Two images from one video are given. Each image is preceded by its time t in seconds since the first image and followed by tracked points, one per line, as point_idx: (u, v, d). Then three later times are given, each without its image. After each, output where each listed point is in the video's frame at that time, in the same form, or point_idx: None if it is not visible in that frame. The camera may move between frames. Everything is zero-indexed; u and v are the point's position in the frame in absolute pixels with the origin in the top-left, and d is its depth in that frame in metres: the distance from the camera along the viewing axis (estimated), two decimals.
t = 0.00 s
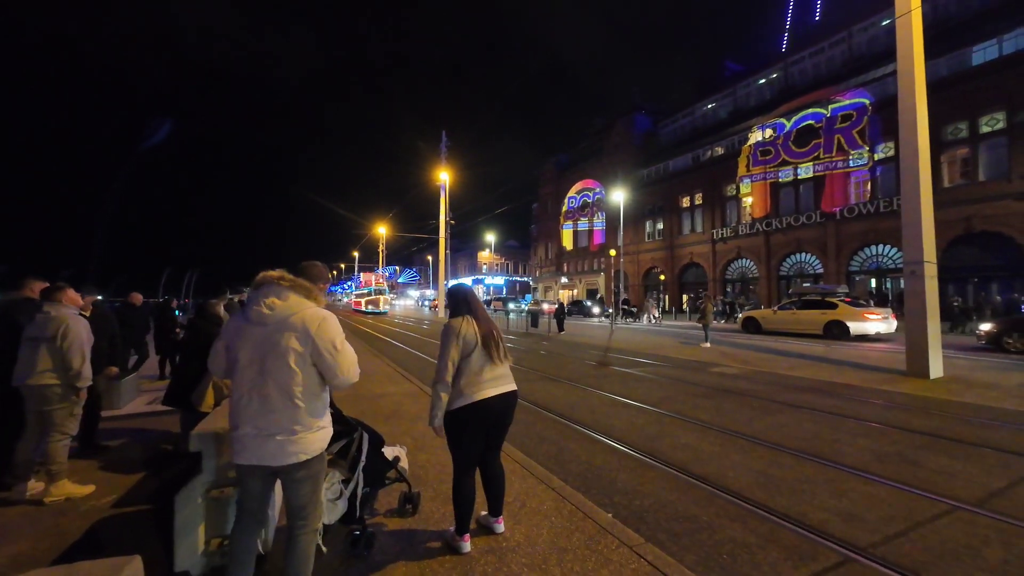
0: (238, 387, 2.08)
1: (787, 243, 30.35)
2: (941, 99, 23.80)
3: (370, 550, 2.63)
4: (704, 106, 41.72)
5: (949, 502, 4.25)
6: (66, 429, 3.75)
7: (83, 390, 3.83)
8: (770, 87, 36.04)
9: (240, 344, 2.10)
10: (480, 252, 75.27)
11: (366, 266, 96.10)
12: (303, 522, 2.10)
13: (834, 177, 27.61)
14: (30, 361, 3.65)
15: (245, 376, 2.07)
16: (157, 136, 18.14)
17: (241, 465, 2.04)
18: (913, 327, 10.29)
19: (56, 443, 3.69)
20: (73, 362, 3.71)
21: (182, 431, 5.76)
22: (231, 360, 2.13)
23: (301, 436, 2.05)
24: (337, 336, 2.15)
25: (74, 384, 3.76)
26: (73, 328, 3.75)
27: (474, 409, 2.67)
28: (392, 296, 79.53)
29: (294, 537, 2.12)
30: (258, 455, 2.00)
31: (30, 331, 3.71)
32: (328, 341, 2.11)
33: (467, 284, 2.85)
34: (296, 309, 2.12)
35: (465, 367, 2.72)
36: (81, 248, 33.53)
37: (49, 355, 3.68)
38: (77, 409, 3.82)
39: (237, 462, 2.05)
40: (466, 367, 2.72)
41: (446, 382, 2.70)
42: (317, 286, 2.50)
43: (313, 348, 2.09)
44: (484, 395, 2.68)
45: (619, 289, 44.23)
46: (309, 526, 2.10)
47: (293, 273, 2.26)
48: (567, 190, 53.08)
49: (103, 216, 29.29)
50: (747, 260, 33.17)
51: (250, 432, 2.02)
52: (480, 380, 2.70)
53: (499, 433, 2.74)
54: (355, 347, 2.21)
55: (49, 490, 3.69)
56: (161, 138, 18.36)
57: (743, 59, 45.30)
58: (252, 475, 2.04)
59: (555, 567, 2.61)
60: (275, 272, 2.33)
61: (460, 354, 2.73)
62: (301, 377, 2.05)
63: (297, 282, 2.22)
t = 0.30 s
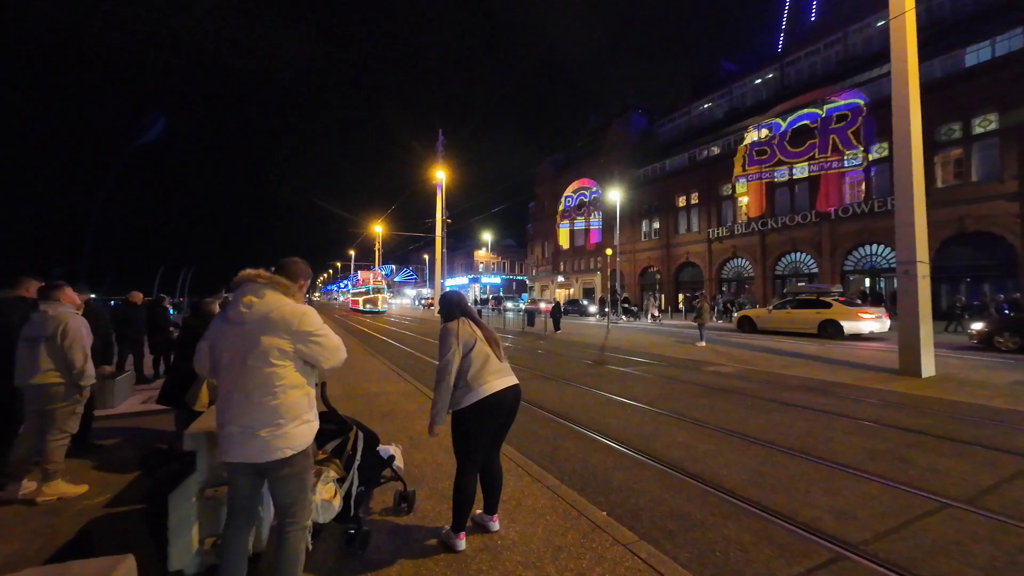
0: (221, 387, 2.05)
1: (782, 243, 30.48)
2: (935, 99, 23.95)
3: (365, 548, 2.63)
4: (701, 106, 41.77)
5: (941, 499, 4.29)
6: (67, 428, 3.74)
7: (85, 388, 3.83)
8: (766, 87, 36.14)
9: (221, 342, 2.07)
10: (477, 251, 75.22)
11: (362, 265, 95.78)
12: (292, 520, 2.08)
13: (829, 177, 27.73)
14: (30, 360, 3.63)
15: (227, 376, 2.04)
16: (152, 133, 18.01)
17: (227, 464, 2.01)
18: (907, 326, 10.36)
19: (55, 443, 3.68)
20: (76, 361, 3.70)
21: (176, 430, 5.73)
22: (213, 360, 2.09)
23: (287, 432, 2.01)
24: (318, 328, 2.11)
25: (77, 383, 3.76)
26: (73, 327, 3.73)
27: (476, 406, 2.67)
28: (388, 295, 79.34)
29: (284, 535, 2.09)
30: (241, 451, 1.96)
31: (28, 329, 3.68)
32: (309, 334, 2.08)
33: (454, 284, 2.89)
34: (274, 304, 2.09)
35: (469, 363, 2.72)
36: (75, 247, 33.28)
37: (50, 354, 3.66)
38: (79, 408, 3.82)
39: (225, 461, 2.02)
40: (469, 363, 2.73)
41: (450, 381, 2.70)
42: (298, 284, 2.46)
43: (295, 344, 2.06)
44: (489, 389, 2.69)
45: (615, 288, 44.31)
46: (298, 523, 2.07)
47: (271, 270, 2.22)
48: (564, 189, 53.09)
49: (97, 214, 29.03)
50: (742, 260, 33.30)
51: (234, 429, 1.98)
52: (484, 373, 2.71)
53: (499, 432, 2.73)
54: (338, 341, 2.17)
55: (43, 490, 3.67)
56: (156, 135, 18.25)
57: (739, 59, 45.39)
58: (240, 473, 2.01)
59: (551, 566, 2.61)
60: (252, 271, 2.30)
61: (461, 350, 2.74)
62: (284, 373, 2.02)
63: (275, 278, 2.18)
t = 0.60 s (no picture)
0: (191, 388, 2.01)
1: (774, 242, 30.73)
2: (924, 101, 24.23)
3: (349, 547, 2.61)
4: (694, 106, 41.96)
5: (920, 496, 4.35)
6: (48, 427, 3.71)
7: (68, 387, 3.79)
8: (759, 87, 36.36)
9: (188, 344, 2.02)
10: (471, 249, 75.15)
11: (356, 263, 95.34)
12: (266, 520, 2.03)
13: (820, 177, 27.98)
14: (10, 359, 3.57)
15: (197, 377, 2.00)
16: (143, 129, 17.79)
17: (200, 465, 1.98)
18: (892, 325, 10.50)
19: (36, 442, 3.64)
20: (57, 360, 3.66)
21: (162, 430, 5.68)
22: (183, 361, 2.05)
23: (257, 431, 1.97)
24: (287, 326, 2.06)
25: (59, 382, 3.73)
26: (53, 326, 3.67)
27: (464, 407, 2.66)
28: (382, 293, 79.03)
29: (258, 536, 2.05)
30: (213, 452, 1.93)
31: (7, 328, 3.62)
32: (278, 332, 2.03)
33: (436, 284, 2.86)
34: (242, 304, 2.03)
35: (453, 361, 2.71)
36: (66, 243, 32.82)
37: (29, 353, 3.60)
38: (61, 406, 3.78)
39: (198, 462, 1.99)
40: (454, 361, 2.71)
41: (435, 380, 2.70)
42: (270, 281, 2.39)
43: (263, 342, 2.00)
44: (475, 388, 2.68)
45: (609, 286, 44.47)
46: (271, 524, 2.03)
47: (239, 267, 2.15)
48: (558, 188, 53.14)
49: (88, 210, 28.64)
50: (734, 259, 33.53)
51: (206, 429, 1.94)
52: (469, 371, 2.71)
53: (485, 432, 2.74)
54: (308, 338, 2.12)
55: (23, 490, 3.63)
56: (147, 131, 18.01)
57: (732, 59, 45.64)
58: (213, 474, 1.98)
59: (534, 564, 2.62)
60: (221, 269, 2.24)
61: (444, 350, 2.72)
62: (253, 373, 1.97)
63: (241, 276, 2.12)
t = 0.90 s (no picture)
0: (147, 391, 1.99)
1: (763, 240, 31.05)
2: (909, 102, 24.63)
3: (319, 547, 2.60)
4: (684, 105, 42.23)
5: (889, 492, 4.44)
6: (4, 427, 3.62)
7: (22, 386, 3.69)
8: (748, 87, 36.68)
9: (142, 346, 1.98)
10: (463, 246, 74.98)
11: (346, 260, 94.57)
12: (227, 521, 2.01)
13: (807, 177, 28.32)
14: None
15: (152, 380, 1.96)
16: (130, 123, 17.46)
17: (160, 466, 1.96)
18: (873, 324, 10.68)
19: None
20: (10, 360, 3.56)
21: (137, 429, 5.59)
22: (138, 363, 2.01)
23: (215, 433, 1.94)
24: (243, 325, 2.01)
25: (13, 382, 3.62)
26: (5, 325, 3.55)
27: (436, 411, 2.66)
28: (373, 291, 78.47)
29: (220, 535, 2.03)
30: (171, 455, 1.91)
31: None
32: (232, 333, 1.98)
33: (393, 298, 2.78)
34: (194, 304, 1.97)
35: (414, 371, 2.68)
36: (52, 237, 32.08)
37: None
38: (16, 406, 3.69)
39: (157, 464, 1.97)
40: (416, 370, 2.68)
41: (398, 392, 2.70)
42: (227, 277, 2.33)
43: (216, 343, 1.96)
44: (441, 393, 2.67)
45: (599, 284, 44.63)
46: (233, 525, 2.01)
47: (193, 265, 2.09)
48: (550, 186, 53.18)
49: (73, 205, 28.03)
50: (724, 257, 33.82)
51: (164, 432, 1.93)
52: (432, 378, 2.68)
53: (456, 432, 2.74)
54: (265, 336, 2.07)
55: None
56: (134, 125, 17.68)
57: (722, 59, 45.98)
58: (173, 474, 1.96)
59: (503, 563, 2.63)
60: (176, 264, 2.17)
61: (404, 364, 2.70)
62: (207, 376, 1.94)
63: (193, 274, 2.05)
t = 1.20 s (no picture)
0: (96, 391, 1.94)
1: (750, 239, 31.38)
2: (893, 103, 25.02)
3: (283, 548, 2.57)
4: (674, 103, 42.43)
5: (860, 487, 4.51)
6: None
7: None
8: (736, 86, 36.94)
9: (89, 346, 1.93)
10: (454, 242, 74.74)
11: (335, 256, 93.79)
12: (182, 523, 1.98)
13: (794, 175, 28.64)
14: None
15: (100, 380, 1.92)
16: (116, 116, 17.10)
17: (113, 468, 1.92)
18: (853, 321, 10.85)
19: None
20: None
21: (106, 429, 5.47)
22: (87, 363, 1.96)
23: (168, 433, 1.91)
24: (195, 325, 1.96)
25: None
26: None
27: (414, 423, 2.59)
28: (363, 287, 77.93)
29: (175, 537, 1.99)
30: (122, 456, 1.88)
31: None
32: (184, 332, 1.94)
33: (339, 335, 2.65)
34: (144, 301, 1.93)
35: (383, 391, 2.60)
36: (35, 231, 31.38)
37: None
38: None
39: (110, 465, 1.94)
40: (384, 390, 2.60)
41: (368, 417, 2.63)
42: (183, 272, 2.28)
43: (166, 342, 1.91)
44: (416, 407, 2.59)
45: (589, 281, 44.81)
46: (187, 526, 1.98)
47: (143, 260, 2.04)
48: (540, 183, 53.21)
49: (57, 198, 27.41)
50: (712, 255, 34.12)
51: (115, 434, 1.89)
52: (402, 393, 2.60)
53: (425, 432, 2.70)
54: (220, 334, 2.03)
55: None
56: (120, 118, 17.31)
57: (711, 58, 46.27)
58: (124, 477, 1.92)
59: (471, 563, 2.61)
60: (127, 260, 2.12)
61: (369, 390, 2.60)
62: (158, 375, 1.90)
63: (143, 270, 2.00)
